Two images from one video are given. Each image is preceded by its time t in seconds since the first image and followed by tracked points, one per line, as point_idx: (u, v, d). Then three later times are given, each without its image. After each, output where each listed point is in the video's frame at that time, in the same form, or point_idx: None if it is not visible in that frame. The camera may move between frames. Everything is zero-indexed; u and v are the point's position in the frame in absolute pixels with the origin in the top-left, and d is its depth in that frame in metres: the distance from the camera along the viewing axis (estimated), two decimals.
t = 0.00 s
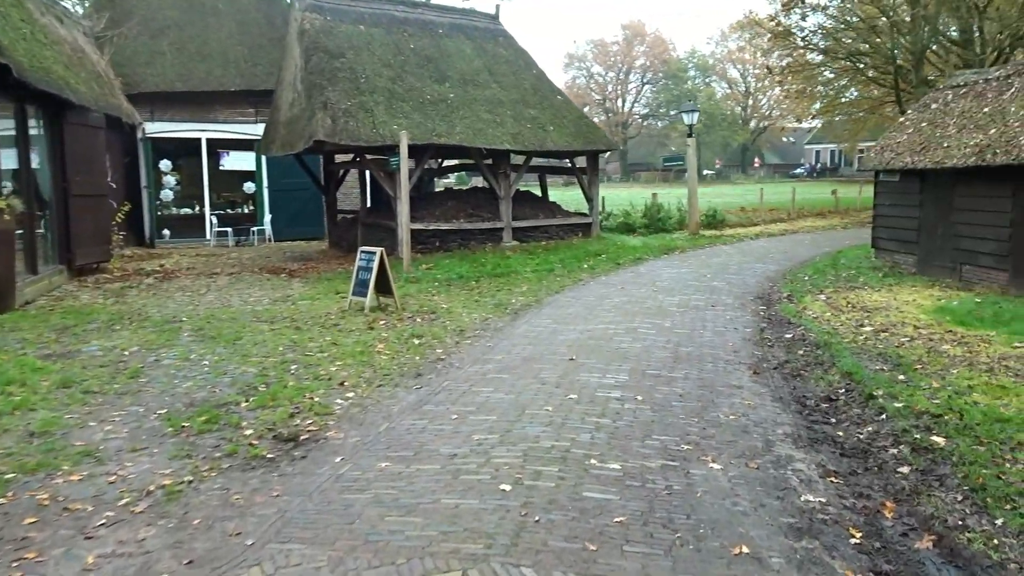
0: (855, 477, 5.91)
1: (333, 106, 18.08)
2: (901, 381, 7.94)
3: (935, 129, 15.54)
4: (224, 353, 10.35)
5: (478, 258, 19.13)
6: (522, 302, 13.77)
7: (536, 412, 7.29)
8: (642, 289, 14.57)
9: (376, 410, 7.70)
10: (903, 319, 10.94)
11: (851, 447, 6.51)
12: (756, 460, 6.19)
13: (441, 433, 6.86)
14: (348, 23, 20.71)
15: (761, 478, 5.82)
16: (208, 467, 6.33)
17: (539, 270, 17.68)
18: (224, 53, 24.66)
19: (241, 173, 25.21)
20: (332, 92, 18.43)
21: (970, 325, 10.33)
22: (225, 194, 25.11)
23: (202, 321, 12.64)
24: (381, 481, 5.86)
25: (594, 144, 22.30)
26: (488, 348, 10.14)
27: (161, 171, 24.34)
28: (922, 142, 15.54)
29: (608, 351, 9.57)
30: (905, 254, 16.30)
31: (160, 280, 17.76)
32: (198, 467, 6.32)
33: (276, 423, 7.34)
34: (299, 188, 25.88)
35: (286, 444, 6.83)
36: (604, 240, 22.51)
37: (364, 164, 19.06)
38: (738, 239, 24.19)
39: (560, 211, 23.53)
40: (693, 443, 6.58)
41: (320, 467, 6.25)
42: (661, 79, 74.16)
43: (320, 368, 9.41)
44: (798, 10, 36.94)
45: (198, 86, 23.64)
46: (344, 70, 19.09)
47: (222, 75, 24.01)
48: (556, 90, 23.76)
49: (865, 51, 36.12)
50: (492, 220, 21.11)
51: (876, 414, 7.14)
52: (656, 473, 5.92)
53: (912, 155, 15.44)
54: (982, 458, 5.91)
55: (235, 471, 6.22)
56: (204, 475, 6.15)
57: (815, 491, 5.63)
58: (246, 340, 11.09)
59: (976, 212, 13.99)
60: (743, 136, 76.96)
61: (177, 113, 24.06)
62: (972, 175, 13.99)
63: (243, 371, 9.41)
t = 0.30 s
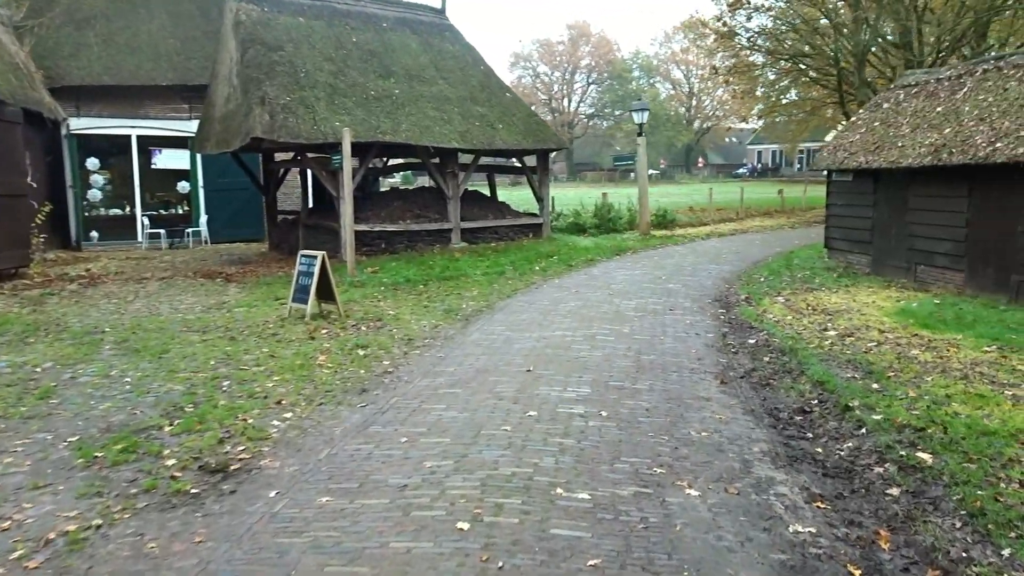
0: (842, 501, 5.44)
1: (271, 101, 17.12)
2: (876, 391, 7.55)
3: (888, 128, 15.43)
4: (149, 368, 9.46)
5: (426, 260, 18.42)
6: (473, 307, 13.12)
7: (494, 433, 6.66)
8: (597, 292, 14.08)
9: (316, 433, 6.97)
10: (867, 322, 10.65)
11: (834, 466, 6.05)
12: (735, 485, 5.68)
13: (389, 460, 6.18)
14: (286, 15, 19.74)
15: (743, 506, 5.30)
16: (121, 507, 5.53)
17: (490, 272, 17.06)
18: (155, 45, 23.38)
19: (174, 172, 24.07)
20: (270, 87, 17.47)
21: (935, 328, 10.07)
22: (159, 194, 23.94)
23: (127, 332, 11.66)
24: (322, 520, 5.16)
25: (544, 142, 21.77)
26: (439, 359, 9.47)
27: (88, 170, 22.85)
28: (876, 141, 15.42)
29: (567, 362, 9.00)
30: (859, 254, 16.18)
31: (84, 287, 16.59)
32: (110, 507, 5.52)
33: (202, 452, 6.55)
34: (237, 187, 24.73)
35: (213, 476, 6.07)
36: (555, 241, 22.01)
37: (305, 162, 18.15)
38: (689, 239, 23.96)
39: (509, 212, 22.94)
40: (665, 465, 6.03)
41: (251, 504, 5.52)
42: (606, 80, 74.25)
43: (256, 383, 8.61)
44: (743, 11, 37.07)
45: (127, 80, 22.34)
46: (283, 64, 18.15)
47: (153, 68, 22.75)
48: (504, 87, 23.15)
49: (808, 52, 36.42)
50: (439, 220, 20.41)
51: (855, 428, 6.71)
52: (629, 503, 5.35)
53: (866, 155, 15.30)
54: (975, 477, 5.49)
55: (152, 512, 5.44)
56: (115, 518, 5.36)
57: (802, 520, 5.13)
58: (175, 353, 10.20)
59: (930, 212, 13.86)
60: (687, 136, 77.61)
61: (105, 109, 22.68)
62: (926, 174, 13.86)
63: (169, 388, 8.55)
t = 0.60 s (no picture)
0: (838, 534, 4.95)
1: (209, 94, 16.10)
2: (857, 404, 7.12)
3: (847, 128, 15.23)
4: (67, 385, 8.55)
5: (376, 263, 17.66)
6: (426, 313, 12.43)
7: (452, 459, 6.02)
8: (555, 296, 13.52)
9: (252, 461, 6.23)
10: (836, 328, 10.29)
11: (823, 491, 5.57)
12: (721, 517, 5.15)
13: (334, 494, 5.49)
14: (226, 4, 18.72)
15: (732, 543, 4.76)
16: (18, 559, 4.73)
17: (443, 275, 16.38)
18: (85, 35, 22.07)
19: (109, 169, 22.71)
20: (208, 80, 16.44)
21: (906, 334, 9.75)
22: (93, 193, 22.58)
23: (46, 343, 10.66)
24: (254, 572, 4.45)
25: (498, 140, 21.15)
26: (390, 372, 8.78)
27: (14, 167, 21.37)
28: (836, 141, 15.19)
29: (528, 374, 8.39)
30: (818, 255, 15.97)
31: (5, 292, 15.38)
32: (3, 560, 4.71)
33: (119, 487, 5.76)
34: (175, 186, 23.60)
35: (129, 517, 5.29)
36: (509, 242, 21.42)
37: (246, 160, 17.19)
38: (644, 240, 23.59)
39: (462, 212, 22.27)
40: (642, 494, 5.47)
41: (172, 552, 4.77)
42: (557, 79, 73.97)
43: (186, 402, 7.80)
44: (694, 11, 36.97)
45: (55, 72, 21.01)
46: (222, 55, 17.16)
47: (83, 59, 21.45)
48: (456, 84, 22.46)
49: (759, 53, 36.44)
50: (389, 221, 19.62)
51: (841, 447, 6.25)
52: (606, 541, 4.77)
53: (826, 155, 15.06)
54: (979, 504, 5.05)
55: (54, 564, 4.66)
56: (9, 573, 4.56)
57: (798, 558, 4.61)
58: (98, 368, 9.28)
59: (892, 213, 13.64)
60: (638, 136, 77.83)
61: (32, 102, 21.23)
62: (887, 175, 13.63)
63: (88, 409, 7.67)
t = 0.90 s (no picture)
0: (841, 573, 4.44)
1: (144, 84, 15.07)
2: (842, 417, 6.66)
3: (811, 125, 14.94)
4: None
5: (326, 263, 16.83)
6: (378, 318, 11.71)
7: (407, 489, 5.36)
8: (514, 299, 12.91)
9: (178, 493, 5.48)
10: (809, 332, 9.88)
11: (818, 520, 5.06)
12: (711, 553, 4.60)
13: (272, 534, 4.79)
14: None
15: None
16: None
17: (396, 276, 15.65)
18: (12, 20, 20.71)
19: (40, 163, 21.63)
20: (143, 68, 15.40)
21: (882, 339, 9.38)
22: (24, 188, 21.55)
23: None
24: None
25: (453, 135, 20.44)
26: (339, 385, 8.07)
27: None
28: (800, 138, 14.90)
29: (490, 386, 7.77)
30: (781, 254, 15.69)
31: None
32: None
33: (20, 529, 4.96)
34: (111, 180, 22.30)
35: (28, 568, 4.52)
36: (465, 241, 20.75)
37: (186, 154, 16.19)
38: (603, 239, 23.14)
39: (416, 209, 21.52)
40: (622, 528, 4.88)
41: None
42: (510, 76, 73.04)
43: (108, 422, 6.98)
44: (649, 8, 36.71)
45: None
46: (160, 42, 16.13)
47: (10, 46, 20.11)
48: (409, 77, 21.69)
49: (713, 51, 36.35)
50: (340, 219, 18.79)
51: (831, 468, 5.76)
52: None
53: (790, 152, 14.76)
54: (991, 536, 4.59)
55: None
56: None
57: None
58: (11, 382, 8.36)
59: (857, 213, 13.37)
60: (592, 133, 77.69)
61: None
62: (852, 173, 13.35)
63: None
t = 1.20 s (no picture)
0: None
1: (75, 74, 14.05)
2: (832, 429, 6.19)
3: (776, 119, 14.61)
4: None
5: (274, 264, 15.98)
6: (329, 323, 10.98)
7: (359, 528, 4.70)
8: (474, 301, 12.29)
9: (92, 540, 4.73)
10: (784, 335, 9.45)
11: (820, 553, 4.55)
12: None
13: None
14: None
15: None
16: None
17: (349, 278, 14.89)
18: None
19: None
20: (73, 57, 14.36)
21: (860, 340, 8.98)
22: None
23: None
24: None
25: (408, 130, 19.71)
26: (284, 401, 7.35)
27: None
28: (765, 133, 14.56)
29: (451, 401, 7.14)
30: (747, 251, 15.36)
31: None
32: None
33: None
34: (44, 179, 21.11)
35: None
36: (421, 239, 20.04)
37: (121, 149, 15.19)
38: (562, 236, 22.64)
39: (370, 207, 20.73)
40: (606, 569, 4.30)
41: None
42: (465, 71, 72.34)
43: (19, 452, 6.16)
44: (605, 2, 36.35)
45: None
46: (92, 30, 15.08)
47: None
48: (360, 69, 20.88)
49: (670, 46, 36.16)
50: (289, 217, 17.93)
51: (827, 489, 5.27)
52: None
53: (756, 147, 14.40)
54: (1014, 569, 4.12)
55: None
56: None
57: None
58: None
59: (825, 208, 13.07)
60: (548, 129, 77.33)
61: None
62: (820, 168, 13.03)
63: None
